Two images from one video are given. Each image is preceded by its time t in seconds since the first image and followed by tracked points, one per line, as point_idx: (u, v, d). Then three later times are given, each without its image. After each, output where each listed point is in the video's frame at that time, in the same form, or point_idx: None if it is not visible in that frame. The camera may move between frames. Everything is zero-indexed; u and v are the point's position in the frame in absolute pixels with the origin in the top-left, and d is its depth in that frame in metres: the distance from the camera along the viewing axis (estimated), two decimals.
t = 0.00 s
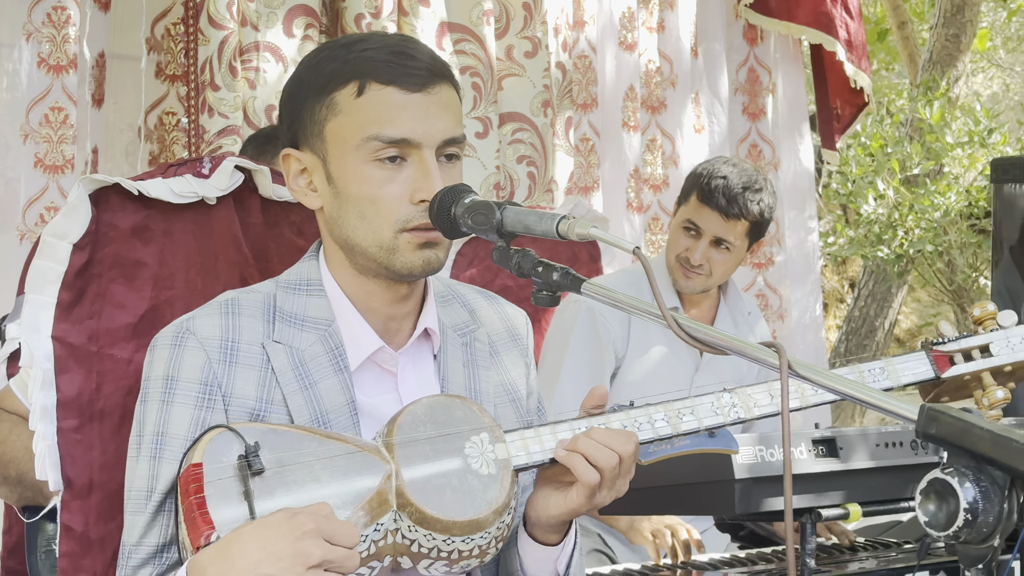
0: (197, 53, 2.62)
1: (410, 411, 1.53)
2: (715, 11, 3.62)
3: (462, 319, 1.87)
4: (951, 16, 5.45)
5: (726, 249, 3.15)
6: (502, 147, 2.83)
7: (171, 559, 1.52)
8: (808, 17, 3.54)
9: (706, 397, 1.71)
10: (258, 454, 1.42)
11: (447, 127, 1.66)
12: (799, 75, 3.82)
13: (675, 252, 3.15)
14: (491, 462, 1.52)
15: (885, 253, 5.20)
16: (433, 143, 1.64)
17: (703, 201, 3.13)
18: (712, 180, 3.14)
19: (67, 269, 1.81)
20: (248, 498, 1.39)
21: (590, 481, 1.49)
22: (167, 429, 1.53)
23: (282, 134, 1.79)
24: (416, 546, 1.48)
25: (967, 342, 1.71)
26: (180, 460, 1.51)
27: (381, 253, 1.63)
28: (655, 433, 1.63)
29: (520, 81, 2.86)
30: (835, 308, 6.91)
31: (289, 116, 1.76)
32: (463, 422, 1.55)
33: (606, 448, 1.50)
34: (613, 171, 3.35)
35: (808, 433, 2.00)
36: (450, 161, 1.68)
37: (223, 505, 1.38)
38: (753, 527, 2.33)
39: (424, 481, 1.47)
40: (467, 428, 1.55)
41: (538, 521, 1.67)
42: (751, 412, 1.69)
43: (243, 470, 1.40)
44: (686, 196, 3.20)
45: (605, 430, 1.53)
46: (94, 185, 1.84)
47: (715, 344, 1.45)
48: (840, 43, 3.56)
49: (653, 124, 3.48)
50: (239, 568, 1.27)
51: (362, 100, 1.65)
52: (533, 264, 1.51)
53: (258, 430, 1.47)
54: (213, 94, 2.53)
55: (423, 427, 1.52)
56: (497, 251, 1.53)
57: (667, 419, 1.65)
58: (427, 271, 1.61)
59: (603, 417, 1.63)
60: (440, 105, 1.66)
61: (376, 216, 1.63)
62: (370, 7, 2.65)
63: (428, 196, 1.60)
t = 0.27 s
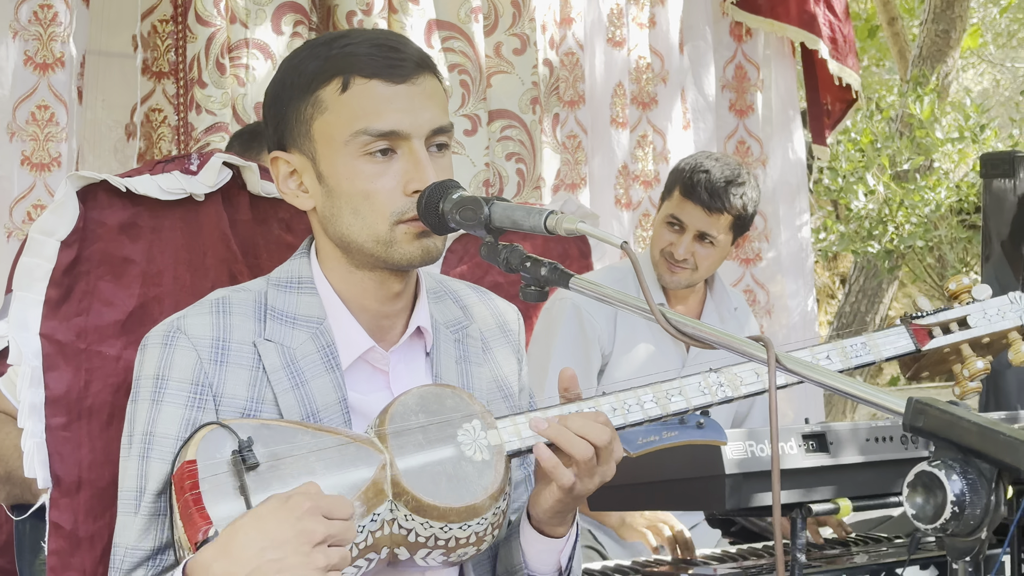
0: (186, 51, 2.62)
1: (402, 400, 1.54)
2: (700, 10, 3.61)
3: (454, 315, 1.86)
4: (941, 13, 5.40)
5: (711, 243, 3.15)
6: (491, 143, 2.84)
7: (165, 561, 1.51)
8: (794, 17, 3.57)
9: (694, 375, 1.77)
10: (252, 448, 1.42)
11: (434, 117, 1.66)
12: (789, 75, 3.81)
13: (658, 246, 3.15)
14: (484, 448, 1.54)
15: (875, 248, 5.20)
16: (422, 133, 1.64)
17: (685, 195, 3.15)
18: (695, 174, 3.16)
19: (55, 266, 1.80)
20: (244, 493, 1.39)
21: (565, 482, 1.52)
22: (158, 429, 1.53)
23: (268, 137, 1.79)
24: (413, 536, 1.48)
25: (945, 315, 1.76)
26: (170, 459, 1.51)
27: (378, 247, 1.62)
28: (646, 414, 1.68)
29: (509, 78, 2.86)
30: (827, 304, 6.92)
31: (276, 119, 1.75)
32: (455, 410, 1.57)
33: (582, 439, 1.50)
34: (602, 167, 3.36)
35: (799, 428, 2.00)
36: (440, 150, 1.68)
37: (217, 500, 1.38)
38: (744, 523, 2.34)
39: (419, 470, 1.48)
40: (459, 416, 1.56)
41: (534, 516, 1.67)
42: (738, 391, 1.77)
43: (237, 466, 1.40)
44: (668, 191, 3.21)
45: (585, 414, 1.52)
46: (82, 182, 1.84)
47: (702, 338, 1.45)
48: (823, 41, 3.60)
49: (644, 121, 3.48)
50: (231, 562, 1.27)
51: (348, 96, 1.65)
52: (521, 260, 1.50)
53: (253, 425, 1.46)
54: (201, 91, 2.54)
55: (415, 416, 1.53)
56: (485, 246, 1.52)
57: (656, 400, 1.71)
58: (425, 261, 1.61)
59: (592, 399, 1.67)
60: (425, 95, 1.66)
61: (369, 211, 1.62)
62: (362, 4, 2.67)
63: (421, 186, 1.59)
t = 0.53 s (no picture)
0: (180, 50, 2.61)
1: (404, 396, 1.53)
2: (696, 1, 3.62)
3: (452, 314, 1.86)
4: (936, 9, 5.47)
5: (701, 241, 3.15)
6: (487, 141, 2.84)
7: (162, 556, 1.53)
8: (781, 17, 3.59)
9: (692, 375, 1.78)
10: (254, 443, 1.42)
11: (422, 111, 1.66)
12: (786, 82, 3.82)
13: (649, 246, 3.16)
14: (486, 444, 1.52)
15: (870, 245, 5.22)
16: (410, 127, 1.64)
17: (675, 193, 3.15)
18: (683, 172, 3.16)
19: (51, 265, 1.80)
20: (246, 485, 1.39)
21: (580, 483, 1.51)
22: (156, 426, 1.53)
23: (257, 143, 1.78)
24: (414, 531, 1.48)
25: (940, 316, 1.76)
26: (169, 457, 1.52)
27: (374, 245, 1.61)
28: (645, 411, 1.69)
29: (505, 76, 2.86)
30: (823, 301, 6.93)
31: (263, 124, 1.75)
32: (455, 406, 1.54)
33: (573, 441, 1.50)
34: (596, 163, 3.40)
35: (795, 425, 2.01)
36: (430, 144, 1.67)
37: (219, 493, 1.38)
38: (741, 520, 2.34)
39: (420, 467, 1.47)
40: (460, 412, 1.54)
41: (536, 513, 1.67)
42: (736, 389, 1.77)
43: (239, 460, 1.40)
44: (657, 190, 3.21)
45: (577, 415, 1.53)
46: (78, 181, 1.83)
47: (700, 335, 1.46)
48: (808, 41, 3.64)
49: (641, 118, 3.47)
50: (231, 562, 1.27)
51: (333, 96, 1.65)
52: (518, 257, 1.51)
53: (255, 420, 1.47)
54: (197, 89, 2.53)
55: (417, 412, 1.51)
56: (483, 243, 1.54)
57: (655, 398, 1.72)
58: (423, 258, 1.60)
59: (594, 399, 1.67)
60: (411, 89, 1.66)
61: (363, 209, 1.62)
62: (358, 1, 2.67)
63: (412, 181, 1.59)
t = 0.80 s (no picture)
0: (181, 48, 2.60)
1: (405, 399, 1.53)
2: None
3: (453, 311, 1.86)
4: (936, 7, 5.47)
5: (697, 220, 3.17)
6: (489, 138, 2.83)
7: (160, 556, 1.51)
8: (777, 16, 3.59)
9: (695, 374, 1.71)
10: (255, 450, 1.42)
11: (427, 106, 1.66)
12: (784, 78, 3.82)
13: (645, 234, 3.15)
14: (488, 449, 1.52)
15: (871, 243, 5.24)
16: (416, 122, 1.64)
17: (665, 176, 3.17)
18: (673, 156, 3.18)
19: (53, 262, 1.80)
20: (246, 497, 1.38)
21: (596, 482, 1.51)
22: (155, 423, 1.53)
23: (262, 141, 1.78)
24: (415, 537, 1.47)
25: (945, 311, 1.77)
26: (167, 454, 1.51)
27: (380, 242, 1.61)
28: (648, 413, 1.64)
29: (506, 74, 2.86)
30: (823, 299, 6.93)
31: (267, 120, 1.75)
32: (458, 409, 1.55)
33: (606, 436, 1.51)
34: (597, 163, 3.38)
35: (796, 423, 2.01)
36: (436, 140, 1.68)
37: (220, 499, 1.37)
38: (742, 517, 2.34)
39: (422, 473, 1.46)
40: (463, 416, 1.54)
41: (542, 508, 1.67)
42: (739, 388, 1.69)
43: (239, 467, 1.39)
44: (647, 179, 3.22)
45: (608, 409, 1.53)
46: (80, 178, 1.83)
47: (703, 331, 1.46)
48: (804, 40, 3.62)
49: (641, 116, 3.48)
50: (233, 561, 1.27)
51: (339, 90, 1.65)
52: (521, 254, 1.50)
53: (255, 425, 1.46)
54: (196, 87, 2.51)
55: (418, 416, 1.51)
56: (484, 240, 1.52)
57: (657, 398, 1.66)
58: (428, 257, 1.59)
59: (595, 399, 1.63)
60: (416, 84, 1.67)
61: (369, 205, 1.62)
62: None
63: (418, 175, 1.59)
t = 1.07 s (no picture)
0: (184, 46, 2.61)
1: (406, 408, 1.51)
2: None
3: (457, 309, 1.86)
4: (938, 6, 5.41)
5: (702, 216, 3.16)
6: (491, 137, 2.84)
7: (158, 552, 1.52)
8: (783, 15, 3.60)
9: (697, 372, 1.65)
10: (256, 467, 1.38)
11: (431, 102, 1.66)
12: (789, 70, 3.84)
13: (651, 232, 3.13)
14: (490, 458, 1.50)
15: (873, 241, 5.19)
16: (420, 117, 1.64)
17: (670, 172, 3.14)
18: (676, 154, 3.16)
19: (56, 261, 1.80)
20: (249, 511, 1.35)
21: (592, 484, 1.50)
22: (154, 418, 1.54)
23: (266, 141, 1.79)
24: (419, 546, 1.47)
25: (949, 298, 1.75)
26: (166, 449, 1.52)
27: (385, 238, 1.61)
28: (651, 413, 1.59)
29: (509, 72, 2.86)
30: (825, 298, 6.92)
31: (271, 119, 1.75)
32: (459, 417, 1.53)
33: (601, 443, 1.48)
34: (600, 164, 3.36)
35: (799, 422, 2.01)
36: (439, 136, 1.68)
37: (222, 516, 1.34)
38: (744, 516, 2.34)
39: (422, 483, 1.46)
40: (465, 424, 1.52)
41: (554, 506, 1.66)
42: (742, 388, 1.63)
43: (242, 485, 1.37)
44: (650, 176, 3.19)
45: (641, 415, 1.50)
46: (83, 177, 1.83)
47: (705, 331, 1.46)
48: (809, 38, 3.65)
49: (642, 116, 3.49)
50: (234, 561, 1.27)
51: (342, 86, 1.66)
52: (523, 254, 1.50)
53: (255, 439, 1.43)
54: (199, 86, 2.53)
55: (420, 425, 1.50)
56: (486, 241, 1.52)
57: (660, 399, 1.60)
58: (434, 249, 1.59)
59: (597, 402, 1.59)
60: (419, 80, 1.67)
61: (374, 200, 1.62)
62: None
63: (423, 169, 1.59)
